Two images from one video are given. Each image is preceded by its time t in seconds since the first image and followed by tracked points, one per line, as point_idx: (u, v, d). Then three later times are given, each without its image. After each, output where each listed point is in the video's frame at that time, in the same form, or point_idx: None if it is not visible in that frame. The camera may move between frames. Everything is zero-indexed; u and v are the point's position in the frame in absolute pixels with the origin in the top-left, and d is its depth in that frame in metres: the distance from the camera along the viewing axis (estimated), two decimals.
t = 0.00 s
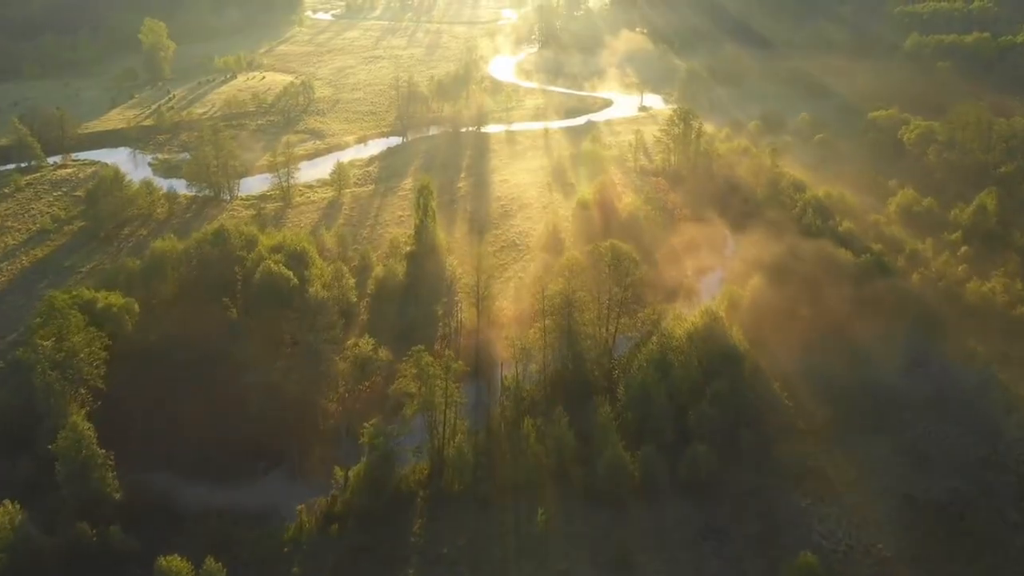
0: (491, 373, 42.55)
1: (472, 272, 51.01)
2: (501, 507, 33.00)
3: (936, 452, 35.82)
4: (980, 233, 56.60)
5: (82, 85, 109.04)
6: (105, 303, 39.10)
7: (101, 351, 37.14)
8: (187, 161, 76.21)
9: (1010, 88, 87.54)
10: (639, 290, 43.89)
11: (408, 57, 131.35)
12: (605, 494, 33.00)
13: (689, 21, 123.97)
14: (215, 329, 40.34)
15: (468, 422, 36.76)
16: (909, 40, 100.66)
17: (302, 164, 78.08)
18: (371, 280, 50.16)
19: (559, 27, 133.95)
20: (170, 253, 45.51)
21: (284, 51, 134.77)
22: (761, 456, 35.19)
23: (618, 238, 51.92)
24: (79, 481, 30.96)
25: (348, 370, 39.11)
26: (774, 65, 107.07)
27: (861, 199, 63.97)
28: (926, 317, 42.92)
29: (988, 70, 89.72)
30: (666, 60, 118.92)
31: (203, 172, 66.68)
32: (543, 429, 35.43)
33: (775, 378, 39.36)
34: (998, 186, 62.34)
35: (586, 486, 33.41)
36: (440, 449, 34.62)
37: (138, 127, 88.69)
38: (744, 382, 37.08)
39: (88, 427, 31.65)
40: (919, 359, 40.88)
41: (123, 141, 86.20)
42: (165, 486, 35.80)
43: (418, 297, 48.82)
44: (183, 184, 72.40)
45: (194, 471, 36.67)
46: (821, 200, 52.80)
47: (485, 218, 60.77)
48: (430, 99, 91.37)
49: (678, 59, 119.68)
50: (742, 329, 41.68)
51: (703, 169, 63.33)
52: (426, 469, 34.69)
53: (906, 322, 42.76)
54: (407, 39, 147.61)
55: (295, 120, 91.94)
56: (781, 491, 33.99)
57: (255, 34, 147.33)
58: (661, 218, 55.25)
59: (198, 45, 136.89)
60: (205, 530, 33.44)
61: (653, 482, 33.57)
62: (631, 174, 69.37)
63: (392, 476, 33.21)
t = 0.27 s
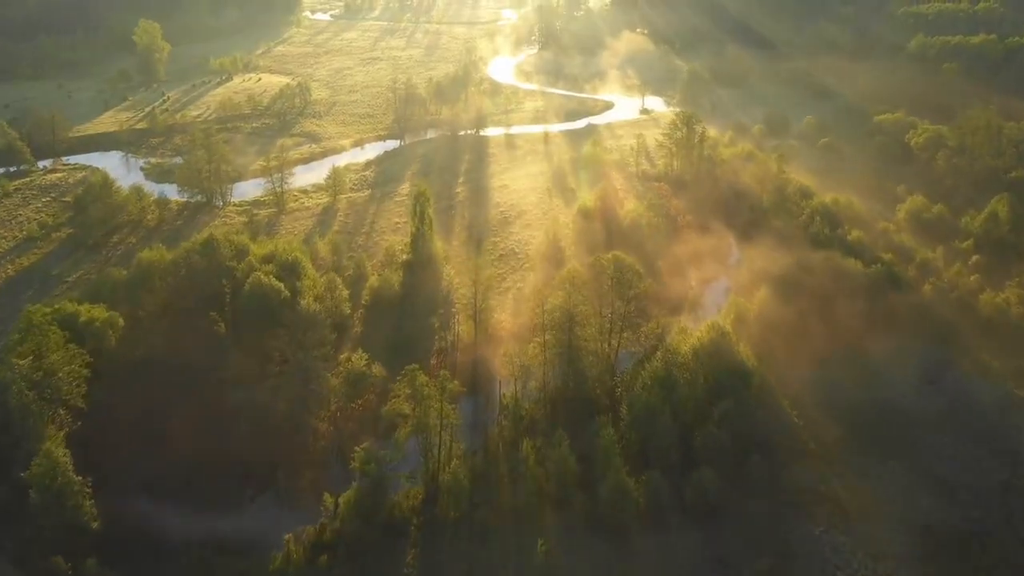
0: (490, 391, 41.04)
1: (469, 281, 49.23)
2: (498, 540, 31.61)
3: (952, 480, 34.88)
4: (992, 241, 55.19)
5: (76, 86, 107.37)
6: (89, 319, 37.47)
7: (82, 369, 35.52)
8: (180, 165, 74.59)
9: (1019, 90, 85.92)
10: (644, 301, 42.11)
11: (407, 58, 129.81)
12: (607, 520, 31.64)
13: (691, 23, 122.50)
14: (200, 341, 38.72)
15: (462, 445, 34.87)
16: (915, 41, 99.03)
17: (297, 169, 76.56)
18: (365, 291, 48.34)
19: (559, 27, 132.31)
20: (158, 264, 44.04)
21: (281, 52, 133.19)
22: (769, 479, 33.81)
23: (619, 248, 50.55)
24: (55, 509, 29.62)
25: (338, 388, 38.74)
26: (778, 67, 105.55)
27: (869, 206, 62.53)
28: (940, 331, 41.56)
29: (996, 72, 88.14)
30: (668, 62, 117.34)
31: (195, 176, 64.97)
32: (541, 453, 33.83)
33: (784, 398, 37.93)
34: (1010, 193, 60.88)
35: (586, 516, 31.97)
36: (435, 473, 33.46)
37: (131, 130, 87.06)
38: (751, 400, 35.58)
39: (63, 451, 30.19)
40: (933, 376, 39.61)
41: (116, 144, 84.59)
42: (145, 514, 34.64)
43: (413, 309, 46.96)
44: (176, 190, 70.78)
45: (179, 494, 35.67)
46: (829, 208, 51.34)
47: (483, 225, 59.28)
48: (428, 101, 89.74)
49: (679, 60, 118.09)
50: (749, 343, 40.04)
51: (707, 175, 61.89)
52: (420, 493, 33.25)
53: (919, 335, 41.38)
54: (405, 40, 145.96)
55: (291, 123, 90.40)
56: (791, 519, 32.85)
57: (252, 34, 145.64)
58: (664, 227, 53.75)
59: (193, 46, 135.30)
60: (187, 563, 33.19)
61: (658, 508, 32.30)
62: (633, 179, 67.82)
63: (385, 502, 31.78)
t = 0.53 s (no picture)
0: (488, 410, 40.63)
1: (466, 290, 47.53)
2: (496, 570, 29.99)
3: (971, 502, 33.34)
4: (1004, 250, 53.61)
5: (69, 88, 105.74)
6: (71, 334, 35.86)
7: (61, 389, 33.90)
8: (172, 170, 72.97)
9: None
10: (649, 315, 40.56)
11: (405, 59, 128.27)
12: (610, 550, 30.05)
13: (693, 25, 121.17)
14: (188, 359, 37.58)
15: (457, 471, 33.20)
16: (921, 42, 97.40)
17: (292, 173, 75.05)
18: (359, 303, 46.77)
19: (559, 28, 130.73)
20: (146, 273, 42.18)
21: (278, 53, 131.57)
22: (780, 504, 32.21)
23: (622, 259, 49.27)
24: (26, 540, 27.88)
25: (330, 408, 36.37)
26: (781, 69, 104.04)
27: (877, 213, 61.00)
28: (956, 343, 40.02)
29: (1003, 74, 86.53)
30: (669, 63, 115.80)
31: (186, 181, 63.29)
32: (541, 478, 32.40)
33: (795, 416, 36.69)
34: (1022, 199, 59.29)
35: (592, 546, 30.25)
36: (431, 500, 31.59)
37: (123, 133, 85.45)
38: (760, 418, 33.87)
39: (35, 480, 28.54)
40: (951, 393, 38.54)
41: (108, 148, 82.99)
42: (129, 540, 34.22)
43: (406, 318, 44.79)
44: (167, 196, 69.16)
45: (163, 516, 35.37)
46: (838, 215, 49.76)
47: (481, 233, 57.72)
48: (426, 103, 88.08)
49: (681, 62, 116.47)
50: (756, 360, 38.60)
51: (711, 182, 60.36)
52: (415, 520, 31.62)
53: (934, 349, 39.89)
54: (404, 40, 144.38)
55: (286, 126, 88.84)
56: (803, 549, 31.39)
57: (249, 35, 144.04)
58: (668, 237, 52.42)
59: (190, 48, 133.77)
60: None
61: (664, 536, 30.80)
62: (634, 184, 66.30)
63: (377, 531, 30.34)
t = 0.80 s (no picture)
0: (486, 428, 39.19)
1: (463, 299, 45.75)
2: None
3: (994, 528, 32.43)
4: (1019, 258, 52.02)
5: (62, 91, 104.13)
6: (50, 350, 34.51)
7: (39, 411, 32.54)
8: (164, 174, 71.33)
9: None
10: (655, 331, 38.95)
11: (404, 61, 126.67)
12: None
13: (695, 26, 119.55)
14: (173, 377, 36.75)
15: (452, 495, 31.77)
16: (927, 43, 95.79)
17: (286, 179, 73.48)
18: (352, 315, 45.10)
19: (560, 29, 129.13)
20: (132, 284, 39.85)
21: (275, 55, 129.93)
22: (790, 529, 30.89)
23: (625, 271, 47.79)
24: None
25: (321, 427, 34.49)
26: (785, 71, 102.50)
27: (886, 220, 59.42)
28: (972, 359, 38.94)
29: (1011, 76, 84.89)
30: (671, 65, 114.19)
31: (177, 186, 61.61)
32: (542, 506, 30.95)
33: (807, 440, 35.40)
34: None
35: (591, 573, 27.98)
36: (425, 528, 30.43)
37: (115, 136, 83.81)
38: (771, 440, 32.48)
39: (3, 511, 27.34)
40: (966, 410, 37.62)
41: (100, 152, 81.38)
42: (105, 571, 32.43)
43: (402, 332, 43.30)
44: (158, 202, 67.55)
45: (145, 533, 33.87)
46: (847, 223, 48.15)
47: (478, 242, 56.08)
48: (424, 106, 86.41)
49: (683, 64, 114.81)
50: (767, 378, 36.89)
51: (716, 188, 58.82)
52: (408, 550, 30.33)
53: (951, 364, 38.83)
54: (402, 41, 142.76)
55: (282, 129, 87.26)
56: None
57: (245, 36, 142.39)
58: (672, 246, 50.85)
59: (186, 48, 132.11)
60: None
61: (671, 567, 28.76)
62: (636, 190, 64.73)
63: (368, 564, 28.57)
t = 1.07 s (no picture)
0: (483, 452, 38.36)
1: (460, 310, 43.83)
2: None
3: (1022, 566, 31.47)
4: None
5: (54, 93, 102.57)
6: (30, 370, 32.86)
7: (16, 434, 30.84)
8: (155, 179, 69.74)
9: None
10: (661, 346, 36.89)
11: (402, 62, 125.19)
12: None
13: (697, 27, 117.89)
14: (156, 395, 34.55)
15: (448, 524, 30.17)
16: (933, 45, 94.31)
17: (280, 184, 71.92)
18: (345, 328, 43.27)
19: (560, 29, 127.60)
20: (117, 297, 39.50)
21: (272, 56, 128.35)
22: (802, 562, 29.47)
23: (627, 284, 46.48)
24: None
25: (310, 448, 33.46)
26: (789, 73, 100.96)
27: (895, 227, 57.87)
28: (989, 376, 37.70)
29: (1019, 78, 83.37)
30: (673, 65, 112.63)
31: (167, 191, 60.03)
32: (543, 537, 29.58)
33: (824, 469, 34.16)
34: None
35: None
36: (418, 561, 28.71)
37: (107, 140, 82.23)
38: (783, 466, 31.13)
39: None
40: (984, 432, 36.75)
41: (91, 155, 79.79)
42: None
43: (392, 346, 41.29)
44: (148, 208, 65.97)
45: (126, 567, 32.56)
46: (857, 231, 46.57)
47: (476, 252, 54.54)
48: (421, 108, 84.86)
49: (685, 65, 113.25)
50: (777, 398, 35.40)
51: (720, 196, 57.31)
52: None
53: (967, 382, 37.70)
54: (400, 42, 141.25)
55: (277, 131, 85.69)
56: None
57: (242, 37, 140.84)
58: (675, 256, 49.27)
59: (181, 49, 130.54)
60: None
61: None
62: (639, 196, 63.18)
63: None
